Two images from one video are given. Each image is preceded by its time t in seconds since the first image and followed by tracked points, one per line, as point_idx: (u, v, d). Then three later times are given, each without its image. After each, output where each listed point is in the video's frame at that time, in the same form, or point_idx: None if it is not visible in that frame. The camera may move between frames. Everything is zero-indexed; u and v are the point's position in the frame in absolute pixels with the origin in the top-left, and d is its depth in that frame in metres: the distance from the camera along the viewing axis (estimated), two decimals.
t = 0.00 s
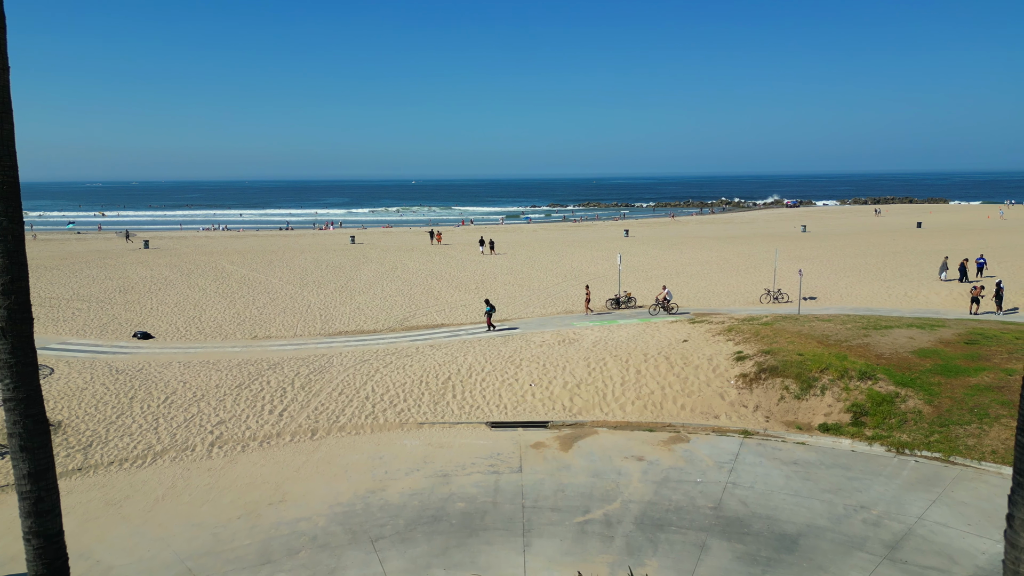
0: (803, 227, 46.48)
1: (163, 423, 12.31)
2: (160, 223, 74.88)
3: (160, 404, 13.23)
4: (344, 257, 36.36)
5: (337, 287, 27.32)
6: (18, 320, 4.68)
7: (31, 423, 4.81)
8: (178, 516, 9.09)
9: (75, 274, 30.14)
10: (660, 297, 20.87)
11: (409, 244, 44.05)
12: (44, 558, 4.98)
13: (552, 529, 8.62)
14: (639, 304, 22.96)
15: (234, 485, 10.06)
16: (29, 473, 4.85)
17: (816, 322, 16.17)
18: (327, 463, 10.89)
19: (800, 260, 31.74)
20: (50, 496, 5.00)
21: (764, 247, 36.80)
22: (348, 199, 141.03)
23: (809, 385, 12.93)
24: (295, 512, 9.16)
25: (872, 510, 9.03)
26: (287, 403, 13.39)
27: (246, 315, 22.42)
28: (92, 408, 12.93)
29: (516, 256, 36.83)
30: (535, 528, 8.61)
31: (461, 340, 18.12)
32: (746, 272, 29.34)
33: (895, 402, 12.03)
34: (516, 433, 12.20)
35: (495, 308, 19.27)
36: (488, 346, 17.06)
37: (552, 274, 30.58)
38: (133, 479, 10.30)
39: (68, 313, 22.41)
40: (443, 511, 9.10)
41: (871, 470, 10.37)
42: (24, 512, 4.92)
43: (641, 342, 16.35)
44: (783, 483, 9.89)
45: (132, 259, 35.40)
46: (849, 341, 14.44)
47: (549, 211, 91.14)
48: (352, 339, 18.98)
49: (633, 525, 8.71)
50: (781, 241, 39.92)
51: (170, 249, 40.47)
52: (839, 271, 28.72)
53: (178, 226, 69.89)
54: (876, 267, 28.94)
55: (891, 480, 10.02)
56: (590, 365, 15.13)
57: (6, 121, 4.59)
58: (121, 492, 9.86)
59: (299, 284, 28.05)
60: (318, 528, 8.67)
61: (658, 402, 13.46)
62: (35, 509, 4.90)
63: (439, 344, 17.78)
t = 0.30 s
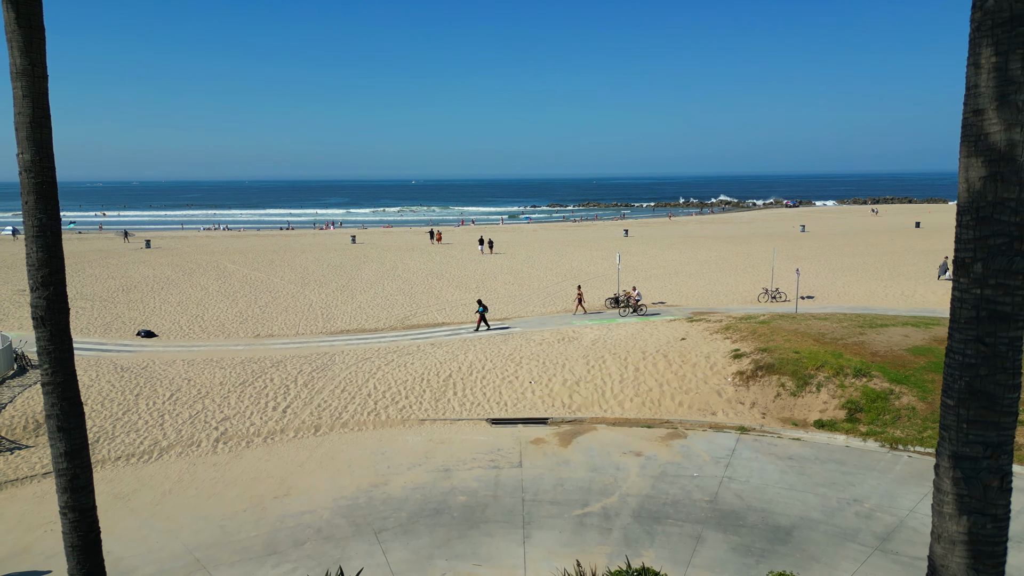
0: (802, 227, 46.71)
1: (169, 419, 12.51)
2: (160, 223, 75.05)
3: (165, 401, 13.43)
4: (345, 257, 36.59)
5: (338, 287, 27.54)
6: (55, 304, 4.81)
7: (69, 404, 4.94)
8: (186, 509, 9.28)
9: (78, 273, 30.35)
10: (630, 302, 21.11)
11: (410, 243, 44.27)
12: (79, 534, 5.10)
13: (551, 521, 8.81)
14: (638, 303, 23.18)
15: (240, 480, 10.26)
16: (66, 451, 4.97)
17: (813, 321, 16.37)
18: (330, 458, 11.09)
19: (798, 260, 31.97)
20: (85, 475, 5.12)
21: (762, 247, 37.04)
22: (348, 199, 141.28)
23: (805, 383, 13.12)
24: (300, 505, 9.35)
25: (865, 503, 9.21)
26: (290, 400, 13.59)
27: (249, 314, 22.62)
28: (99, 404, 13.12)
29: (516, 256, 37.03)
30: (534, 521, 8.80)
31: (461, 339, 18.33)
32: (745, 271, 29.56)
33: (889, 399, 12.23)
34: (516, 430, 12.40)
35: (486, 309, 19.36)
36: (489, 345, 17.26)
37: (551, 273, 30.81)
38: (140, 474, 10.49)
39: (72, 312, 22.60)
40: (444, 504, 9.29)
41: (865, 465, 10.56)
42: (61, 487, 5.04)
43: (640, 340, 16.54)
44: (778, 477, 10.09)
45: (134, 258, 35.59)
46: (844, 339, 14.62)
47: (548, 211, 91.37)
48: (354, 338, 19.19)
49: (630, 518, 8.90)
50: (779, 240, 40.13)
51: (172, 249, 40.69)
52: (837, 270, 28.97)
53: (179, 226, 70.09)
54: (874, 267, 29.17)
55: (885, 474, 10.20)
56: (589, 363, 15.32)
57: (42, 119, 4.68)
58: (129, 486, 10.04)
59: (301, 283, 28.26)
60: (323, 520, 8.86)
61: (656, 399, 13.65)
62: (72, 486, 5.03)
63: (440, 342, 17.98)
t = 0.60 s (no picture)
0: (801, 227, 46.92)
1: (174, 416, 12.70)
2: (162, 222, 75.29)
3: (170, 398, 13.62)
4: (346, 257, 36.79)
5: (339, 286, 27.74)
6: (88, 294, 4.92)
7: (100, 386, 5.04)
8: (193, 503, 9.47)
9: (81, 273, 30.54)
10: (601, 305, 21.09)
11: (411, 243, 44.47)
12: (111, 509, 5.21)
13: (550, 514, 9.01)
14: (637, 302, 23.38)
15: (245, 474, 10.45)
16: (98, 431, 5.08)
17: (809, 319, 16.57)
18: (334, 454, 11.28)
19: (796, 259, 32.18)
20: (116, 454, 5.21)
21: (761, 247, 37.26)
22: (348, 199, 141.47)
23: (801, 380, 13.32)
24: (305, 499, 9.55)
25: (857, 497, 9.41)
26: (294, 397, 13.79)
27: (251, 313, 22.81)
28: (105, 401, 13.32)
29: (516, 255, 37.24)
30: (534, 513, 9.00)
31: (462, 337, 18.52)
32: (744, 271, 29.78)
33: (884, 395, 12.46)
34: (516, 426, 12.59)
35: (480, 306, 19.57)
36: (489, 343, 17.45)
37: (551, 272, 31.01)
38: (147, 468, 10.68)
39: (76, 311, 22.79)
40: (446, 498, 9.49)
41: (858, 460, 10.76)
42: (92, 465, 5.14)
43: (639, 338, 16.75)
44: (773, 472, 10.28)
45: (136, 258, 35.77)
46: (840, 337, 14.84)
47: (548, 211, 91.60)
48: (355, 336, 19.39)
49: (628, 511, 9.09)
50: (778, 240, 40.35)
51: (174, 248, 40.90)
52: (835, 270, 29.20)
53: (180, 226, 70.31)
54: (871, 267, 29.39)
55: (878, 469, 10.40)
56: (588, 361, 15.52)
57: (77, 122, 4.80)
58: (136, 480, 10.23)
59: (303, 282, 28.44)
60: (327, 513, 9.05)
61: (654, 397, 13.85)
62: (104, 463, 5.13)
63: (441, 340, 18.19)
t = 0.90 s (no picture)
0: (800, 227, 47.16)
1: (180, 412, 12.93)
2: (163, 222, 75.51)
3: (177, 394, 13.86)
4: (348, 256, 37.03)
5: (341, 285, 27.97)
6: (122, 283, 5.06)
7: (132, 366, 5.19)
8: (201, 495, 9.70)
9: (85, 272, 30.77)
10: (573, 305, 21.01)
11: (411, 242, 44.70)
12: (143, 485, 5.36)
13: (550, 505, 9.23)
14: (637, 301, 23.61)
15: (251, 468, 10.68)
16: (131, 411, 5.22)
17: (806, 317, 16.80)
18: (338, 448, 11.51)
19: (795, 259, 32.41)
20: (146, 433, 5.36)
21: (760, 246, 37.49)
22: (349, 199, 141.68)
23: (797, 376, 13.55)
24: (310, 491, 9.78)
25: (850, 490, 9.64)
26: (298, 394, 14.02)
27: (254, 311, 23.05)
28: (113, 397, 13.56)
29: (517, 255, 37.46)
30: (534, 505, 9.23)
31: (463, 335, 18.75)
32: (742, 270, 30.01)
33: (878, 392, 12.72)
34: (517, 422, 12.81)
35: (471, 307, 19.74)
36: (490, 341, 17.67)
37: (552, 272, 31.25)
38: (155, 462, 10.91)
39: (80, 310, 23.02)
40: (448, 490, 9.72)
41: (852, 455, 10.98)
42: (125, 443, 5.28)
43: (638, 336, 16.97)
44: (768, 466, 10.51)
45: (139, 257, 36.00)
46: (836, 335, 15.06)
47: (548, 211, 91.89)
48: (358, 334, 19.63)
49: (626, 503, 9.32)
50: (777, 240, 40.56)
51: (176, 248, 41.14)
52: (833, 269, 29.44)
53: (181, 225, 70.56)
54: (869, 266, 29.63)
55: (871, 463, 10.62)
56: (587, 358, 15.75)
57: (112, 126, 4.92)
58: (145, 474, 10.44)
59: (305, 281, 28.66)
60: (332, 505, 9.28)
61: (653, 393, 14.06)
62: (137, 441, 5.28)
63: (443, 338, 18.41)
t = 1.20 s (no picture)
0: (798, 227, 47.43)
1: (187, 407, 13.17)
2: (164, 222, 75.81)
3: (183, 390, 14.11)
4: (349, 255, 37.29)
5: (343, 284, 28.22)
6: (153, 274, 5.20)
7: (163, 349, 5.34)
8: (209, 487, 9.93)
9: (88, 271, 31.03)
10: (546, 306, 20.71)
11: (412, 242, 44.97)
12: (172, 464, 5.51)
13: (550, 497, 9.47)
14: (635, 300, 23.87)
15: (257, 461, 10.92)
16: (161, 393, 5.36)
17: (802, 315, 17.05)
18: (342, 443, 11.75)
19: (793, 258, 32.67)
20: (176, 414, 5.50)
21: (758, 246, 37.76)
22: (349, 199, 141.95)
23: (792, 373, 13.79)
24: (315, 484, 10.01)
25: (843, 482, 9.88)
26: (302, 390, 14.26)
27: (257, 309, 23.30)
28: (120, 393, 13.80)
29: (517, 254, 37.73)
30: (534, 496, 9.47)
31: (464, 333, 19.00)
32: (740, 269, 30.27)
33: (872, 388, 12.95)
34: (517, 417, 13.05)
35: (464, 307, 19.90)
36: (490, 338, 17.92)
37: (551, 271, 31.51)
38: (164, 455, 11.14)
39: (85, 308, 23.28)
40: (450, 483, 9.96)
41: (846, 448, 11.22)
42: (155, 424, 5.43)
43: (636, 334, 17.20)
44: (764, 459, 10.74)
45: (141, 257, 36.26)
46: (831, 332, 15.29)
47: (548, 211, 92.19)
48: (360, 332, 19.88)
49: (624, 495, 9.55)
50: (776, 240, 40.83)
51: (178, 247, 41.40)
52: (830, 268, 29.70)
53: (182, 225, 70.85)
54: (866, 266, 29.90)
55: (864, 457, 10.86)
56: (587, 355, 16.00)
57: (144, 130, 5.10)
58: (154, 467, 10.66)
59: (307, 280, 28.90)
60: (337, 496, 9.52)
61: (651, 389, 14.30)
62: (167, 421, 5.43)
63: (444, 336, 18.65)
